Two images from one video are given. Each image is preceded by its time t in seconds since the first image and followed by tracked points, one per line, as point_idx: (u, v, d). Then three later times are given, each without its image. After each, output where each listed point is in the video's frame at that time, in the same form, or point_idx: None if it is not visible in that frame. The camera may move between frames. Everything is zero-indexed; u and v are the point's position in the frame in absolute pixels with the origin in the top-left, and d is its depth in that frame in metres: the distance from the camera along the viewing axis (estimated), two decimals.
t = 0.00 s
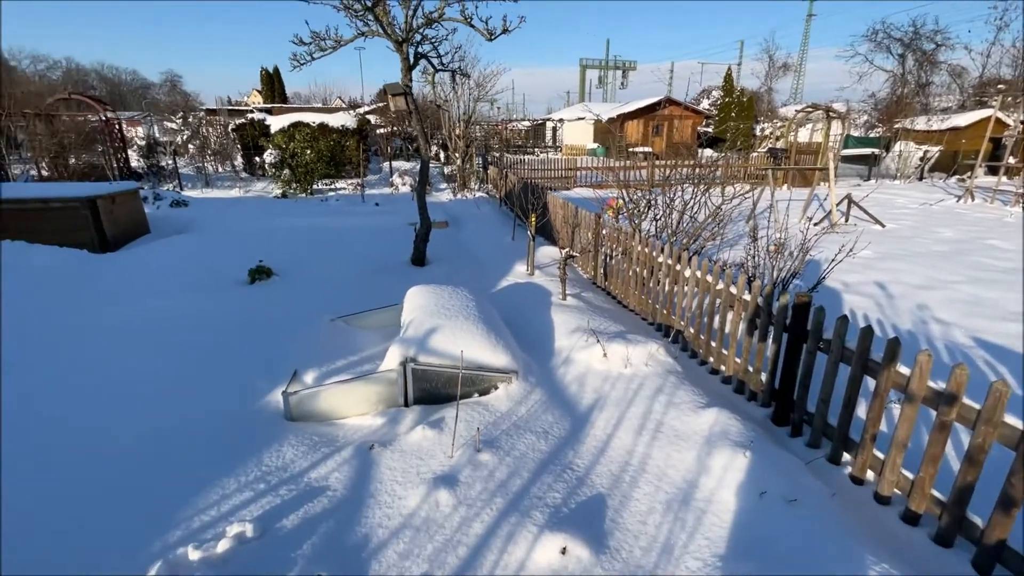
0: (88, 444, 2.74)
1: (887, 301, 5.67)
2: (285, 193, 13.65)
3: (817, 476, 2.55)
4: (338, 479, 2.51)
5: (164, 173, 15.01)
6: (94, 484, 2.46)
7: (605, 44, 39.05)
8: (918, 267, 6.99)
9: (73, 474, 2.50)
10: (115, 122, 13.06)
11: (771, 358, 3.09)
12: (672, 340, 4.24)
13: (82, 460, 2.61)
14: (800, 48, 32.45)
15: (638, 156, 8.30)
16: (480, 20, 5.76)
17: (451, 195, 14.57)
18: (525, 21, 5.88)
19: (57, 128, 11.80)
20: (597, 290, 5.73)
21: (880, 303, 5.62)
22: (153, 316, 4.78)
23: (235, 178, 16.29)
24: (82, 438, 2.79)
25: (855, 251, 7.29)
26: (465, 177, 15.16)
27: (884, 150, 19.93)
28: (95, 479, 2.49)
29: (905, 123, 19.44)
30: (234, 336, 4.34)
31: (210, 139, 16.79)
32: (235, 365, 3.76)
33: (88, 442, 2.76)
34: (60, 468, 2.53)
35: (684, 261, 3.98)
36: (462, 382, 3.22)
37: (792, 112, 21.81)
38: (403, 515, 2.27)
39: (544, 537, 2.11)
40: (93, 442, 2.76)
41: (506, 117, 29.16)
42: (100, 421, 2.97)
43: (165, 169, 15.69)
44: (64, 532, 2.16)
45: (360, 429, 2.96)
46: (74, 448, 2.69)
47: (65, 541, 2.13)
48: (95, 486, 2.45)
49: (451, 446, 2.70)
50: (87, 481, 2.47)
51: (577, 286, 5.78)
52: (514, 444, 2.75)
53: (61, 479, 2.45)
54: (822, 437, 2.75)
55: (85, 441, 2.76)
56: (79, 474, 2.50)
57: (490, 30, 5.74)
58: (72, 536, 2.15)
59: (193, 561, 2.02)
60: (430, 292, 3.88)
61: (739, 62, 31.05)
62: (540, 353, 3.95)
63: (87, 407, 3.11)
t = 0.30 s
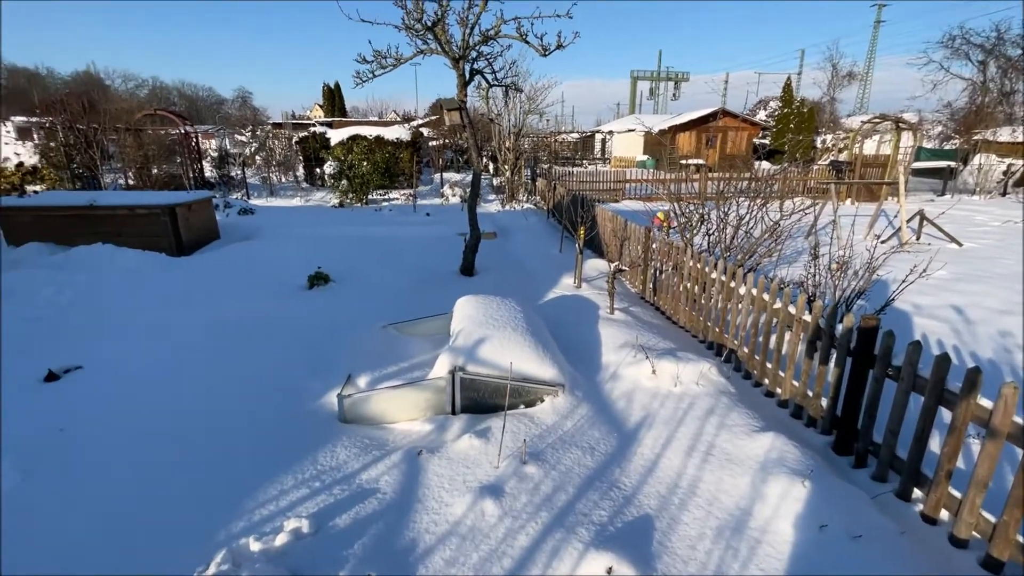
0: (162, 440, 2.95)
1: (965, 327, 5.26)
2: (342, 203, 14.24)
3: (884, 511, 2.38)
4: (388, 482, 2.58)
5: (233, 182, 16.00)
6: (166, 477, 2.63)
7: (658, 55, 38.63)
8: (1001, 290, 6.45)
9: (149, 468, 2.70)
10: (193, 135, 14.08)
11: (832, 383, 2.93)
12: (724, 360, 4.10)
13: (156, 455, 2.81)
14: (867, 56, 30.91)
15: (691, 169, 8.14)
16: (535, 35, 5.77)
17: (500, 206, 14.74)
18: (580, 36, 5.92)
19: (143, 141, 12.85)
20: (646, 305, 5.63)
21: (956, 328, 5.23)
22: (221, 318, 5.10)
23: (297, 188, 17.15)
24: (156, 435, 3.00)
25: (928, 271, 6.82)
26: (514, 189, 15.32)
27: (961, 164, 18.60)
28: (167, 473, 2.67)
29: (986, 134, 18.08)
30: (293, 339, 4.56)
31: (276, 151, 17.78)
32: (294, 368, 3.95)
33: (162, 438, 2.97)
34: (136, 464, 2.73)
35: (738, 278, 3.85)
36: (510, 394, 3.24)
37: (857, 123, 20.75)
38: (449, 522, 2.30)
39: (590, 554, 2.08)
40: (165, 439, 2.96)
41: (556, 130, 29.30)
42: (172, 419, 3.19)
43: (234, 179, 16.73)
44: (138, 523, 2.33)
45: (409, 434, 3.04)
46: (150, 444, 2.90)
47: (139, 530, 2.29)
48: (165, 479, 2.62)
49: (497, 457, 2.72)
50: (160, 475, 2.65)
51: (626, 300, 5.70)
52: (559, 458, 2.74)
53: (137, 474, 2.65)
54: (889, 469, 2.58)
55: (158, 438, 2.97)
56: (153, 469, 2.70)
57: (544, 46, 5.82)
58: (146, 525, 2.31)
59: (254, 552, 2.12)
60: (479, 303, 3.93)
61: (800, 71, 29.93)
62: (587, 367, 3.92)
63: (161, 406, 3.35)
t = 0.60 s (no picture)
0: (215, 437, 3.10)
1: None
2: (386, 211, 14.64)
3: (947, 545, 2.23)
4: (426, 487, 2.61)
5: (284, 191, 16.72)
6: (217, 472, 2.75)
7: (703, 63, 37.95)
8: None
9: (203, 462, 2.83)
10: (249, 146, 14.82)
11: (890, 406, 2.77)
12: (770, 377, 3.95)
13: (210, 451, 2.95)
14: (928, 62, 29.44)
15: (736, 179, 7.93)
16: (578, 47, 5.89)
17: (539, 215, 14.78)
18: (624, 47, 5.91)
19: (205, 151, 13.62)
20: (687, 317, 5.51)
21: None
22: (272, 320, 5.33)
23: (344, 196, 17.75)
24: (210, 432, 3.15)
25: (998, 289, 6.37)
26: (554, 198, 15.36)
27: None
28: (219, 468, 2.79)
29: None
30: (337, 342, 4.70)
31: (325, 160, 18.49)
32: (338, 371, 4.07)
33: (215, 435, 3.12)
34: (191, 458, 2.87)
35: (787, 293, 3.71)
36: (547, 404, 3.23)
37: (917, 131, 19.71)
38: (486, 530, 2.31)
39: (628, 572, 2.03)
40: (218, 436, 3.10)
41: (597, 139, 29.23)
42: (225, 417, 3.34)
43: (286, 187, 17.48)
44: (192, 514, 2.44)
45: (447, 439, 3.07)
46: (204, 440, 3.05)
47: (193, 521, 2.40)
48: (217, 474, 2.74)
49: (534, 467, 2.71)
50: (213, 470, 2.78)
51: (667, 312, 5.59)
52: (597, 471, 2.71)
53: (192, 468, 2.79)
54: (953, 500, 2.41)
55: (212, 435, 3.12)
56: (206, 463, 2.83)
57: (588, 57, 5.83)
58: (199, 516, 2.42)
59: (298, 548, 2.19)
60: (518, 312, 3.94)
61: (854, 78, 28.79)
62: (626, 380, 3.86)
63: (215, 404, 3.52)
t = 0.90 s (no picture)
0: (254, 435, 3.20)
1: None
2: (419, 217, 14.86)
3: None
4: (456, 492, 2.62)
5: (322, 197, 17.19)
6: (254, 469, 2.83)
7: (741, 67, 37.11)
8: None
9: (243, 459, 2.93)
10: (290, 153, 15.32)
11: (941, 425, 2.64)
12: (811, 391, 3.81)
13: (248, 448, 3.04)
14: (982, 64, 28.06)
15: (775, 186, 7.73)
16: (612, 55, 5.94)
17: (571, 222, 14.74)
18: (659, 53, 5.86)
19: (249, 158, 14.17)
20: (722, 327, 5.38)
21: None
22: (309, 323, 5.47)
23: (379, 203, 18.12)
24: (249, 430, 3.25)
25: None
26: (585, 205, 15.28)
27: None
28: (257, 465, 2.87)
29: None
30: (371, 345, 4.79)
31: (361, 167, 18.95)
32: (372, 373, 4.14)
33: (254, 433, 3.22)
34: (232, 454, 2.97)
35: (829, 304, 3.58)
36: (578, 413, 3.21)
37: (970, 136, 18.79)
38: (516, 538, 2.30)
39: None
40: (257, 434, 3.20)
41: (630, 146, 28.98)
42: (263, 415, 3.45)
43: (323, 194, 17.99)
44: (231, 509, 2.52)
45: (477, 445, 3.08)
46: (243, 439, 3.15)
47: (232, 515, 2.47)
48: (255, 471, 2.82)
49: (564, 476, 2.69)
50: (250, 466, 2.86)
51: (701, 322, 5.48)
52: (628, 483, 2.66)
53: (232, 464, 2.88)
54: (1011, 529, 2.27)
55: (251, 433, 3.22)
56: (245, 460, 2.92)
57: (622, 64, 5.80)
58: (238, 512, 2.50)
59: (332, 547, 2.23)
60: (549, 319, 3.93)
61: (901, 82, 27.69)
62: (658, 390, 3.79)
63: (255, 403, 3.63)
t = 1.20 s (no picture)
0: (284, 434, 3.26)
1: None
2: (444, 221, 15.00)
3: None
4: (479, 496, 2.63)
5: (350, 201, 17.50)
6: (283, 468, 2.90)
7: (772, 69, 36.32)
8: None
9: (272, 457, 2.99)
10: (320, 159, 15.68)
11: (985, 441, 2.52)
12: (844, 402, 3.69)
13: (278, 447, 3.11)
14: None
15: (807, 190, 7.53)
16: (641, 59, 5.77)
17: (595, 227, 14.65)
18: (688, 57, 5.80)
19: (281, 164, 14.55)
20: (752, 336, 5.26)
21: None
22: (336, 325, 5.57)
23: (405, 207, 18.37)
24: (279, 429, 3.32)
25: None
26: (610, 209, 15.17)
27: None
28: (286, 464, 2.93)
29: None
30: (397, 348, 4.85)
31: (388, 172, 19.25)
32: (397, 376, 4.19)
33: (284, 432, 3.29)
34: (263, 453, 3.04)
35: (865, 313, 3.47)
36: (602, 419, 3.18)
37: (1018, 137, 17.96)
38: (539, 544, 2.29)
39: None
40: (287, 433, 3.27)
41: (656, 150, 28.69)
42: (293, 415, 3.52)
43: (352, 198, 18.31)
44: (261, 505, 2.58)
45: (501, 449, 3.09)
46: (273, 437, 3.22)
47: (262, 512, 2.53)
48: (284, 470, 2.88)
49: (588, 483, 2.67)
50: (280, 465, 2.92)
51: (729, 329, 5.37)
52: (653, 492, 2.63)
53: (262, 462, 2.95)
54: None
55: (281, 432, 3.29)
56: (274, 459, 2.98)
57: (650, 68, 5.76)
58: (267, 509, 2.55)
59: (357, 547, 2.26)
60: (574, 325, 3.91)
61: (942, 83, 26.69)
62: (685, 398, 3.73)
63: (285, 402, 3.72)
